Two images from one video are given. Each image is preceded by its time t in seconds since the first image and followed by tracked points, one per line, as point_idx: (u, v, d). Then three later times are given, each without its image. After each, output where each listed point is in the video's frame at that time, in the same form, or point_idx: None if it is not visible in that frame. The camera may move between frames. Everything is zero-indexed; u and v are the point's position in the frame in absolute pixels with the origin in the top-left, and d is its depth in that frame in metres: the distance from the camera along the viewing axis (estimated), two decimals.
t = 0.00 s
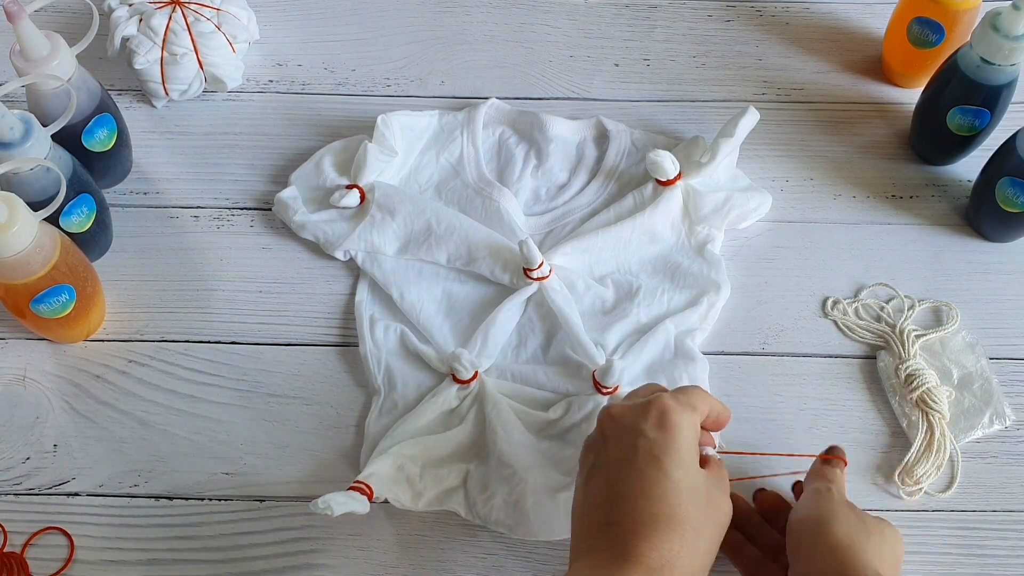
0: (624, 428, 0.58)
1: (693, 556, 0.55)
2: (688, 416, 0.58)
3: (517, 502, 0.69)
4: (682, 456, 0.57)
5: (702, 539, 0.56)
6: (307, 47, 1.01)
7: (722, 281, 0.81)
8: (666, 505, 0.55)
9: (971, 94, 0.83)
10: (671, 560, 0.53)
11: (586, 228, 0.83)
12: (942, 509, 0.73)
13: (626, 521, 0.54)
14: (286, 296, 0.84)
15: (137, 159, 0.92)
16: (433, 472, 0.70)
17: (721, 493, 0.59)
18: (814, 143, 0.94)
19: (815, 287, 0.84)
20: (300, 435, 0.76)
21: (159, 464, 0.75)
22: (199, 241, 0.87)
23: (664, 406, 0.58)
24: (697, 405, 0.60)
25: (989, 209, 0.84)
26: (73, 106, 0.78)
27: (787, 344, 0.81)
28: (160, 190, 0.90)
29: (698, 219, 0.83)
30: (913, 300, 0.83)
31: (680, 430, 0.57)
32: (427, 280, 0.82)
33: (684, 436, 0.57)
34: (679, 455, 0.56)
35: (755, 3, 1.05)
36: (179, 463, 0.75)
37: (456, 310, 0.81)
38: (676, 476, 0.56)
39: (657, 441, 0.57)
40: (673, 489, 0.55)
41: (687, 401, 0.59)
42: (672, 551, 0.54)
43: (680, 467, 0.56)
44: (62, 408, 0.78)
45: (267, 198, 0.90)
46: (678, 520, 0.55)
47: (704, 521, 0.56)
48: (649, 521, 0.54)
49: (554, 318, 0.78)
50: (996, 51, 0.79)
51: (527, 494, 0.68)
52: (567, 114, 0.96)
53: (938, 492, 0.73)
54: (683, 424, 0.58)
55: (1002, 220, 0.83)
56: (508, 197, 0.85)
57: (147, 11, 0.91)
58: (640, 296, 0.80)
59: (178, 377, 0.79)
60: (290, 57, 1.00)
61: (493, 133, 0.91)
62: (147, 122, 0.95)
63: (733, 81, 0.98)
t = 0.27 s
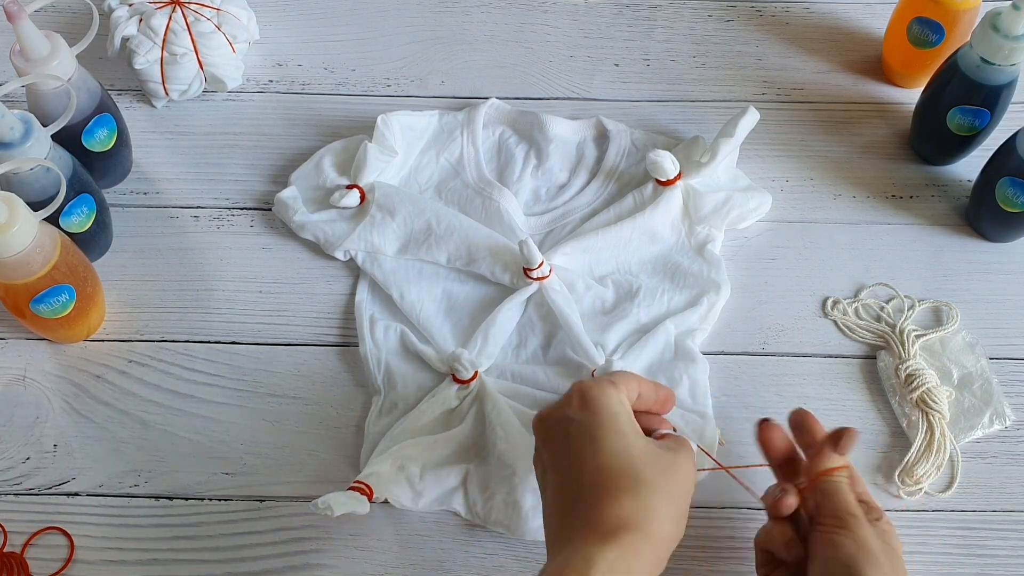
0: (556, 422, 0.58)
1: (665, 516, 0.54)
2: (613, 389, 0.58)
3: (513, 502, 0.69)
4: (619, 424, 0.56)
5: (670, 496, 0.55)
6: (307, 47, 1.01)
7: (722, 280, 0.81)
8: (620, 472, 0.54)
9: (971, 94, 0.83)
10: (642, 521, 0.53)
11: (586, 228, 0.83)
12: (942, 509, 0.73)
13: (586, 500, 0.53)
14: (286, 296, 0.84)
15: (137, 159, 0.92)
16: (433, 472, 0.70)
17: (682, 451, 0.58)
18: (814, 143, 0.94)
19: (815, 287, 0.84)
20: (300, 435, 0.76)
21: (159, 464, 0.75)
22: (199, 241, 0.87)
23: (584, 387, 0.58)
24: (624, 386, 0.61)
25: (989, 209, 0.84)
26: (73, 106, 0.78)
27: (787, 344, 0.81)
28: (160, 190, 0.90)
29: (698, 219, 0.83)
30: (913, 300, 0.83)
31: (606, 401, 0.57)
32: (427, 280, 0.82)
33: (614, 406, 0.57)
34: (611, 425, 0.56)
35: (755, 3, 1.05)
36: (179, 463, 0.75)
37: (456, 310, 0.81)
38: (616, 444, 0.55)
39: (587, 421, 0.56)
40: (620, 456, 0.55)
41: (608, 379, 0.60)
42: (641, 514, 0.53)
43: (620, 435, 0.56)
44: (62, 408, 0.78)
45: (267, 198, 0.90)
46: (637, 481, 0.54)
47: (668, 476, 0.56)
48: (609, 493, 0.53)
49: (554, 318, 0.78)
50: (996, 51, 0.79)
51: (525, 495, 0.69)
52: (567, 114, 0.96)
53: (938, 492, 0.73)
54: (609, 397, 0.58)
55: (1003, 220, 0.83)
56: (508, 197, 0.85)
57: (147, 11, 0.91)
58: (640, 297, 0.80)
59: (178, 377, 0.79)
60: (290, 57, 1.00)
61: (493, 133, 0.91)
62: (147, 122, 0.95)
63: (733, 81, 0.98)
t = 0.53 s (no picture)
0: (585, 389, 0.59)
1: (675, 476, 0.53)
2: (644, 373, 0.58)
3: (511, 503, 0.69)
4: (636, 390, 0.57)
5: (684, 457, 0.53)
6: (307, 47, 1.01)
7: (722, 281, 0.81)
8: (627, 424, 0.54)
9: (971, 94, 0.83)
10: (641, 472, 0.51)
11: (586, 228, 0.83)
12: (942, 509, 0.73)
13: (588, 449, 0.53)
14: (286, 296, 0.84)
15: (137, 159, 0.92)
16: (434, 472, 0.70)
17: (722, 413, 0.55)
18: (814, 143, 0.94)
19: (815, 287, 0.84)
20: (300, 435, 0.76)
21: (159, 464, 0.75)
22: (199, 241, 0.87)
23: (617, 360, 0.59)
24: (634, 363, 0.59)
25: (988, 209, 0.84)
26: (73, 106, 0.78)
27: (787, 344, 0.81)
28: (160, 190, 0.90)
29: (698, 219, 0.83)
30: (912, 300, 0.83)
31: (630, 371, 0.58)
32: (427, 280, 0.82)
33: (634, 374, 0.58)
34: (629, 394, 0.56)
35: (755, 3, 1.05)
36: (179, 463, 0.75)
37: (456, 310, 0.81)
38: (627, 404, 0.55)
39: (618, 390, 0.57)
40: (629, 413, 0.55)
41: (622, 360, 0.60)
42: (641, 464, 0.52)
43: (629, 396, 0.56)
44: (62, 408, 0.78)
45: (267, 198, 0.90)
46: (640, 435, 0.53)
47: (684, 434, 0.53)
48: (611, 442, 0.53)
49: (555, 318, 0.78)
50: (996, 51, 0.79)
51: (523, 496, 0.69)
52: (567, 114, 0.96)
53: (938, 492, 0.73)
54: (633, 368, 0.58)
55: (1003, 220, 0.83)
56: (508, 197, 0.85)
57: (147, 11, 0.91)
58: (640, 297, 0.80)
59: (178, 377, 0.79)
60: (290, 57, 1.00)
61: (493, 133, 0.91)
62: (147, 122, 0.95)
63: (733, 81, 0.98)
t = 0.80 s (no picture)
0: (585, 397, 0.58)
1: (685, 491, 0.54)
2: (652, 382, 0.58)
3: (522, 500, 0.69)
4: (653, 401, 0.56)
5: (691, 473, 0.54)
6: (307, 47, 1.01)
7: (721, 282, 0.81)
8: (645, 445, 0.54)
9: (971, 94, 0.83)
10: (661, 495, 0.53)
11: (586, 229, 0.83)
12: (942, 509, 0.73)
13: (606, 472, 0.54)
14: (286, 296, 0.84)
15: (137, 159, 0.92)
16: (440, 476, 0.70)
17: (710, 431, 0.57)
18: (814, 143, 0.94)
19: (815, 287, 0.84)
20: (300, 436, 0.76)
21: (159, 463, 0.75)
22: (199, 241, 0.87)
23: (617, 364, 0.59)
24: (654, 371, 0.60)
25: (988, 209, 0.84)
26: (73, 106, 0.78)
27: (787, 344, 0.81)
28: (160, 190, 0.90)
29: (698, 220, 0.83)
30: (912, 300, 0.83)
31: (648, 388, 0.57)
32: (427, 280, 0.82)
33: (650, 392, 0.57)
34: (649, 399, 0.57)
35: (755, 3, 1.05)
36: (179, 463, 0.75)
37: (456, 310, 0.81)
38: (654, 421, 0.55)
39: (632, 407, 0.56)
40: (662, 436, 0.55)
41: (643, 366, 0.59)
42: (660, 485, 0.53)
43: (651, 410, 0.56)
44: (62, 408, 0.78)
45: (267, 198, 0.90)
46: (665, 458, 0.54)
47: (695, 458, 0.55)
48: (632, 463, 0.54)
49: (555, 319, 0.78)
50: (996, 51, 0.79)
51: (533, 492, 0.69)
52: (567, 114, 0.96)
53: (938, 492, 0.73)
54: (638, 370, 0.58)
55: (1003, 220, 0.83)
56: (508, 198, 0.85)
57: (147, 11, 0.91)
58: (640, 299, 0.80)
59: (178, 377, 0.79)
60: (291, 57, 1.00)
61: (493, 133, 0.91)
62: (147, 122, 0.95)
63: (733, 81, 0.98)
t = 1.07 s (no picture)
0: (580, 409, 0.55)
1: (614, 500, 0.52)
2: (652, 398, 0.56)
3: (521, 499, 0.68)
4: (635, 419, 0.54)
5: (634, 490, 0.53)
6: (307, 47, 1.01)
7: (722, 283, 0.81)
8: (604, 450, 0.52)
9: (971, 94, 0.83)
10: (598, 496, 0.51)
11: (587, 230, 0.83)
12: (942, 509, 0.73)
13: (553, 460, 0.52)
14: (286, 296, 0.84)
15: (137, 159, 0.92)
16: (440, 476, 0.70)
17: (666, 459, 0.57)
18: (814, 143, 0.94)
19: (815, 287, 0.84)
20: (300, 436, 0.76)
21: (159, 463, 0.75)
22: (199, 241, 0.87)
23: (602, 372, 0.57)
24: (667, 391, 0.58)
25: (989, 209, 0.84)
26: (73, 106, 0.78)
27: (787, 344, 0.81)
28: (160, 190, 0.90)
29: (699, 220, 0.83)
30: (912, 300, 0.83)
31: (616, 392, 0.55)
32: (428, 281, 0.82)
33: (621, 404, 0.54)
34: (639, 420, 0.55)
35: (755, 3, 1.05)
36: (179, 463, 0.75)
37: (457, 311, 0.81)
38: (629, 434, 0.53)
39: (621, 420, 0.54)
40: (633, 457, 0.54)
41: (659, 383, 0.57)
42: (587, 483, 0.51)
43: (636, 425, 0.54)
44: (62, 408, 0.78)
45: (267, 198, 0.90)
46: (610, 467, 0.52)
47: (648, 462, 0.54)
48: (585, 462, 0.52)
49: (556, 322, 0.78)
50: (997, 51, 0.79)
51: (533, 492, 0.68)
52: (567, 114, 0.96)
53: (938, 492, 0.73)
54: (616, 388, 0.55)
55: (1003, 220, 0.83)
56: (509, 199, 0.85)
57: (147, 11, 0.91)
58: (641, 302, 0.80)
59: (178, 377, 0.79)
60: (291, 57, 1.00)
61: (494, 134, 0.91)
62: (147, 122, 0.95)
63: (733, 81, 0.98)
